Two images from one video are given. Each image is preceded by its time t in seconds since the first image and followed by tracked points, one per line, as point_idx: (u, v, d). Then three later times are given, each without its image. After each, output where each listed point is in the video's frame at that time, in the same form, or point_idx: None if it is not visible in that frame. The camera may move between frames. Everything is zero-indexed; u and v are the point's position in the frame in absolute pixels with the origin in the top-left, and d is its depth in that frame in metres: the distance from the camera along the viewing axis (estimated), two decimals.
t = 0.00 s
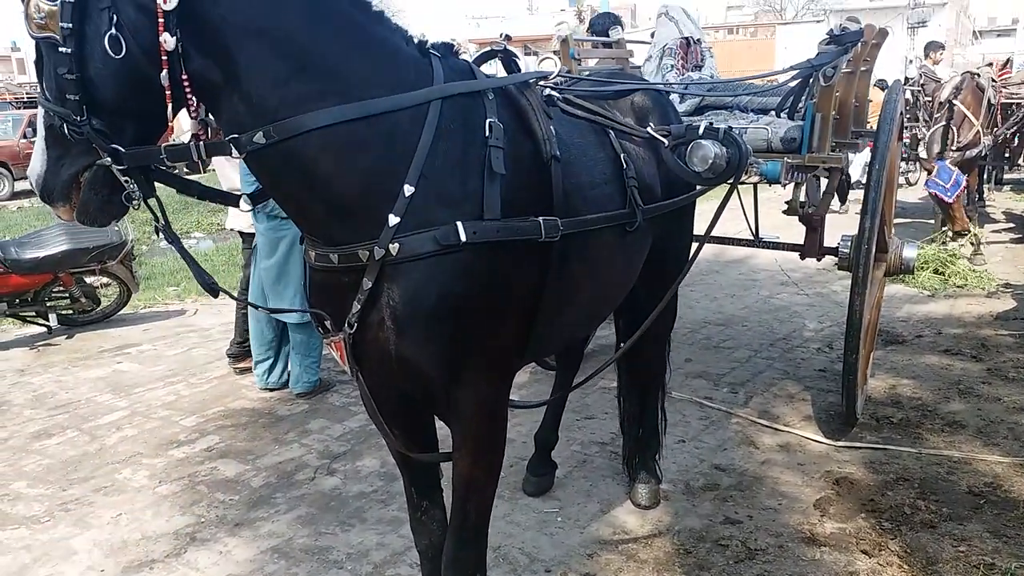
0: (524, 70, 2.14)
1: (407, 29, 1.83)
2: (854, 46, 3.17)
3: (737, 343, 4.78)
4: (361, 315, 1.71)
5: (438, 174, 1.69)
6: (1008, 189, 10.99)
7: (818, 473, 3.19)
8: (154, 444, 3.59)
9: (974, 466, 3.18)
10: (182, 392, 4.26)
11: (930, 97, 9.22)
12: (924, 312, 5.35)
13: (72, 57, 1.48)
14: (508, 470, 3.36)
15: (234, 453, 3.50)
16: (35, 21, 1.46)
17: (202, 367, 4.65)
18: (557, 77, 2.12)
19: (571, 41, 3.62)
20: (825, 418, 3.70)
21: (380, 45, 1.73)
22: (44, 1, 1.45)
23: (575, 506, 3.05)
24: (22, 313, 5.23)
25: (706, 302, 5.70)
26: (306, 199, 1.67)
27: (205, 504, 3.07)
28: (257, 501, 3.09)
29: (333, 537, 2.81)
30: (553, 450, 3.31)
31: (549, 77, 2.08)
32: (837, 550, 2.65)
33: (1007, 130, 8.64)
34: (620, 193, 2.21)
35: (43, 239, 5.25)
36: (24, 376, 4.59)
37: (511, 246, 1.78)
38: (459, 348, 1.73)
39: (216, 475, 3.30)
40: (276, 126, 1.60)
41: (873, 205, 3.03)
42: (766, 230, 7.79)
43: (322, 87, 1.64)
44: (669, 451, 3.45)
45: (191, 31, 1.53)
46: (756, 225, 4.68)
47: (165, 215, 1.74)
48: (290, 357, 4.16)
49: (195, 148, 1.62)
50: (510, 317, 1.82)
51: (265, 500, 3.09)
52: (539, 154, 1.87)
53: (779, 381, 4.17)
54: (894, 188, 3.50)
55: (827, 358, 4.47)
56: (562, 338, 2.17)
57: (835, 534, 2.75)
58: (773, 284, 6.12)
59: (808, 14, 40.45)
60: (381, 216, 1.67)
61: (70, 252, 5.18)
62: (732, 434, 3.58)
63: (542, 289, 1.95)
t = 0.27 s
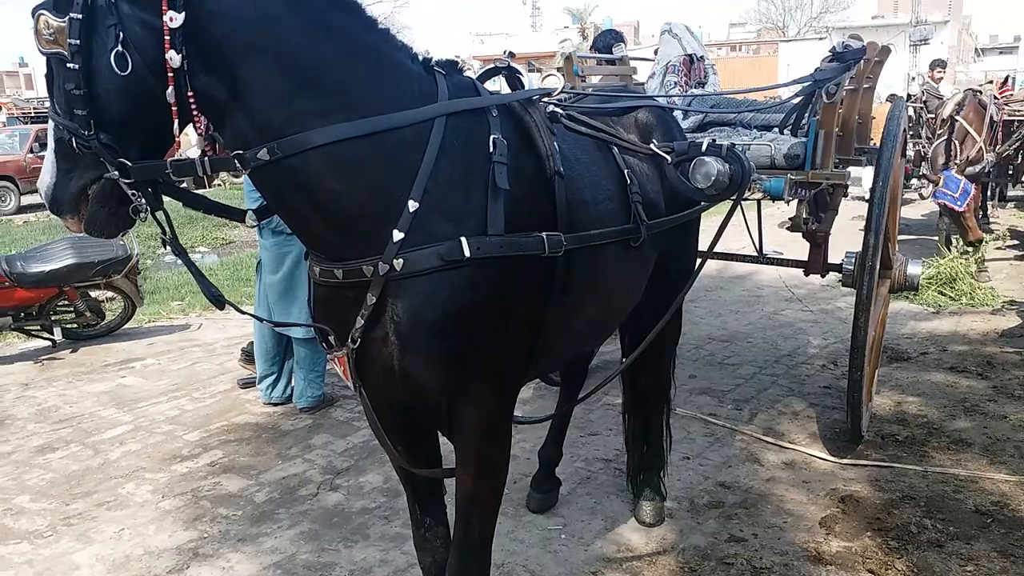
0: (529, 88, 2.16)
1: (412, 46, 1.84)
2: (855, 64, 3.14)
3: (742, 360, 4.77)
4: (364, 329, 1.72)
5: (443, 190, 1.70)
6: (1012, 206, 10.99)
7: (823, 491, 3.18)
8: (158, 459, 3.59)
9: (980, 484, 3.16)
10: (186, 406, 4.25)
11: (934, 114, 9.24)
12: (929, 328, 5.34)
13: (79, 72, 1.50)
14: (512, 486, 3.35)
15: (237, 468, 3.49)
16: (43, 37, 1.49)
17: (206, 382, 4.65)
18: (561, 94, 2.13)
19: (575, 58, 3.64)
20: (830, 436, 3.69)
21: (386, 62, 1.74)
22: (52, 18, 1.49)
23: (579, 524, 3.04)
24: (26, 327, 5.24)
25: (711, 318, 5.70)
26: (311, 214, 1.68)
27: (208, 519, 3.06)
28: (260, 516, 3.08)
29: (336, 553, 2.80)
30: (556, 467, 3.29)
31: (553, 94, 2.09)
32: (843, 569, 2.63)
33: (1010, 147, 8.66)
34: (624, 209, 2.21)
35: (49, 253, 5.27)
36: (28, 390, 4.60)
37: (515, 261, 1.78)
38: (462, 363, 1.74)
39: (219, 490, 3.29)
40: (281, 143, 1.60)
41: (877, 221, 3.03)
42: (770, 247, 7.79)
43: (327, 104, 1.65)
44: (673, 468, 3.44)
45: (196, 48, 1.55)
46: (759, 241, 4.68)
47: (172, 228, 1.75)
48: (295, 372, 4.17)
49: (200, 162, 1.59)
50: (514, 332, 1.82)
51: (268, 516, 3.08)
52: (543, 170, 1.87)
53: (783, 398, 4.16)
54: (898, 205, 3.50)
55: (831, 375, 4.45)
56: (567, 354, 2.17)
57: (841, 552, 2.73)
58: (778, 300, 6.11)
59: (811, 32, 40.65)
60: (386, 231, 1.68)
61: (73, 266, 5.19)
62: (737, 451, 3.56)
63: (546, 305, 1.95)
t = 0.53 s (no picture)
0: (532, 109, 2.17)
1: (416, 69, 1.86)
2: (857, 85, 3.12)
3: (745, 380, 4.76)
4: (367, 349, 1.73)
5: (446, 211, 1.71)
6: (1015, 227, 11.01)
7: (828, 514, 3.15)
8: (158, 480, 3.57)
9: (986, 507, 3.14)
10: (187, 427, 4.24)
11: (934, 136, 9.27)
12: (933, 349, 5.33)
13: (86, 95, 1.51)
14: (514, 508, 3.33)
15: (238, 489, 3.47)
16: (50, 60, 1.50)
17: (208, 402, 4.64)
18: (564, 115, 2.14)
19: (577, 80, 3.66)
20: (834, 458, 3.66)
21: (390, 84, 1.75)
22: (59, 41, 1.49)
23: (582, 546, 3.01)
24: (29, 347, 5.24)
25: (713, 338, 5.68)
26: (315, 234, 1.69)
27: (208, 541, 3.04)
28: (261, 538, 3.06)
29: None
30: (559, 488, 3.27)
31: (555, 115, 2.10)
32: None
33: (1012, 169, 8.69)
34: (626, 229, 2.22)
35: (53, 272, 5.29)
36: (30, 409, 4.59)
37: (517, 281, 1.79)
38: (464, 384, 1.74)
39: (219, 511, 3.28)
40: (285, 164, 1.61)
41: (879, 242, 3.03)
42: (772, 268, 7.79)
43: (332, 125, 1.66)
44: (676, 490, 3.42)
45: (201, 71, 1.56)
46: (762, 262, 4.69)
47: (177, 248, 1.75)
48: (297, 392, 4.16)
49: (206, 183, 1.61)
50: (516, 352, 1.82)
51: (268, 537, 3.06)
52: (545, 190, 1.88)
53: (787, 419, 4.14)
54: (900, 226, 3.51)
55: (835, 397, 4.43)
56: (570, 374, 2.16)
57: None
58: (781, 320, 6.10)
59: (811, 54, 40.94)
60: (389, 251, 1.69)
61: (77, 285, 5.20)
62: (740, 473, 3.54)
63: (549, 325, 1.95)
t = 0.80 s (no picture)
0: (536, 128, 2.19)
1: (421, 88, 1.87)
2: (860, 102, 3.11)
3: (751, 397, 4.74)
4: (372, 367, 1.73)
5: (452, 228, 1.72)
6: (1020, 242, 10.99)
7: (836, 531, 3.12)
8: (163, 499, 3.56)
9: (996, 524, 3.11)
10: (193, 445, 4.24)
11: (938, 151, 9.28)
12: (940, 365, 5.30)
13: (95, 113, 1.53)
14: (520, 527, 3.31)
15: (243, 508, 3.46)
16: (60, 78, 1.52)
17: (213, 421, 4.64)
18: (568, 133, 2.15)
19: (580, 98, 3.69)
20: (842, 474, 3.64)
21: (397, 104, 1.77)
22: (69, 60, 1.52)
23: (589, 565, 2.99)
24: (35, 366, 5.26)
25: (719, 355, 5.67)
26: (321, 253, 1.70)
27: (213, 560, 3.03)
28: (266, 557, 3.05)
29: None
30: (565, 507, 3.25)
31: (560, 134, 2.11)
32: None
33: (1016, 184, 8.69)
34: (631, 246, 2.23)
35: (59, 291, 5.31)
36: (35, 429, 4.59)
37: (522, 299, 1.79)
38: (468, 401, 1.74)
39: (224, 530, 3.26)
40: (291, 183, 1.62)
41: (884, 258, 3.02)
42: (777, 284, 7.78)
43: (338, 145, 1.68)
44: (683, 507, 3.40)
45: (209, 91, 1.56)
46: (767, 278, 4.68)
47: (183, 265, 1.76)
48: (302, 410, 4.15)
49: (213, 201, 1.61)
50: (522, 369, 1.83)
51: (273, 556, 3.05)
52: (550, 209, 1.89)
53: (794, 436, 4.12)
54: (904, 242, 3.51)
55: (842, 413, 4.41)
56: (576, 391, 2.16)
57: None
58: (786, 336, 6.09)
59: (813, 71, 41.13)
60: (395, 269, 1.70)
61: (83, 304, 5.21)
62: (747, 490, 3.51)
63: (554, 342, 1.95)
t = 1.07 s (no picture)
0: (538, 142, 2.20)
1: (424, 103, 1.88)
2: (860, 115, 3.12)
3: (754, 410, 4.72)
4: (375, 381, 1.74)
5: (455, 242, 1.72)
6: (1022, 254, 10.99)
7: (840, 544, 3.11)
8: (165, 513, 3.55)
9: (1002, 537, 3.09)
10: (195, 459, 4.23)
11: (939, 164, 9.29)
12: (943, 377, 5.29)
13: (99, 128, 1.54)
14: (522, 541, 3.29)
15: (245, 522, 3.45)
16: (66, 94, 1.53)
17: (216, 435, 4.63)
18: (570, 147, 2.16)
19: (582, 112, 3.71)
20: (846, 488, 3.62)
21: (400, 119, 1.78)
22: (75, 75, 1.53)
23: None
24: (38, 380, 5.26)
25: (722, 367, 5.66)
26: (324, 267, 1.70)
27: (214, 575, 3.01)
28: (267, 571, 3.03)
29: None
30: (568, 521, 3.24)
31: (562, 149, 2.12)
32: None
33: (1018, 197, 8.70)
34: (633, 260, 2.23)
35: (62, 306, 5.33)
36: (38, 443, 4.58)
37: (525, 312, 1.80)
38: (471, 416, 1.74)
39: (226, 544, 3.25)
40: (295, 198, 1.63)
41: (887, 269, 3.02)
42: (779, 296, 7.77)
43: (341, 160, 1.68)
44: (687, 521, 3.38)
45: (213, 107, 1.57)
46: (769, 290, 4.69)
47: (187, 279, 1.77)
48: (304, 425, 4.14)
49: (217, 216, 1.62)
50: (524, 383, 1.83)
51: (275, 571, 3.04)
52: (553, 222, 1.90)
53: (797, 449, 4.10)
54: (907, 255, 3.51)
55: (845, 426, 4.40)
56: (578, 405, 2.16)
57: None
58: (789, 349, 6.08)
59: (814, 84, 41.28)
60: (398, 283, 1.70)
61: (86, 318, 5.25)
62: (751, 503, 3.50)
63: (557, 357, 1.95)
